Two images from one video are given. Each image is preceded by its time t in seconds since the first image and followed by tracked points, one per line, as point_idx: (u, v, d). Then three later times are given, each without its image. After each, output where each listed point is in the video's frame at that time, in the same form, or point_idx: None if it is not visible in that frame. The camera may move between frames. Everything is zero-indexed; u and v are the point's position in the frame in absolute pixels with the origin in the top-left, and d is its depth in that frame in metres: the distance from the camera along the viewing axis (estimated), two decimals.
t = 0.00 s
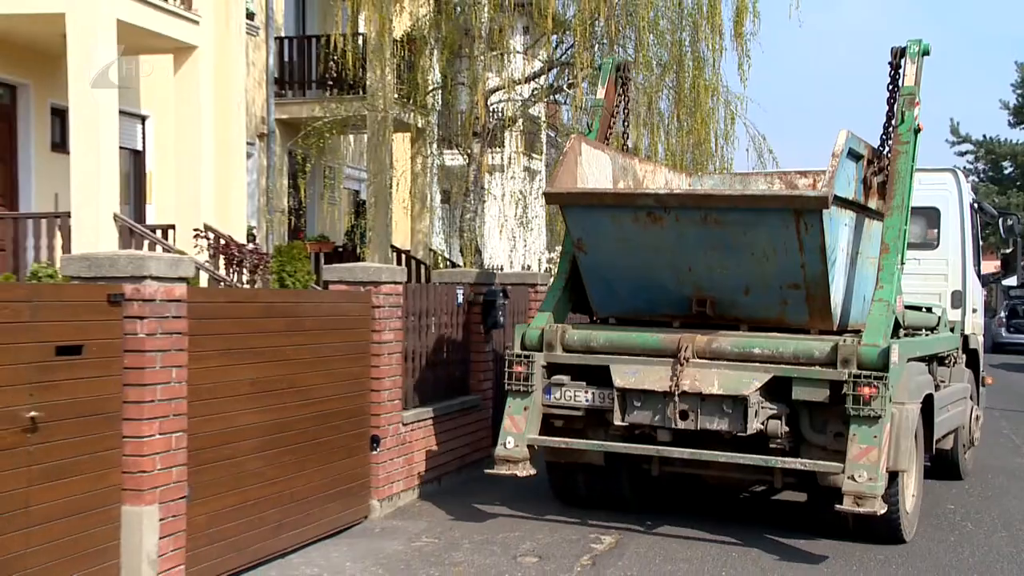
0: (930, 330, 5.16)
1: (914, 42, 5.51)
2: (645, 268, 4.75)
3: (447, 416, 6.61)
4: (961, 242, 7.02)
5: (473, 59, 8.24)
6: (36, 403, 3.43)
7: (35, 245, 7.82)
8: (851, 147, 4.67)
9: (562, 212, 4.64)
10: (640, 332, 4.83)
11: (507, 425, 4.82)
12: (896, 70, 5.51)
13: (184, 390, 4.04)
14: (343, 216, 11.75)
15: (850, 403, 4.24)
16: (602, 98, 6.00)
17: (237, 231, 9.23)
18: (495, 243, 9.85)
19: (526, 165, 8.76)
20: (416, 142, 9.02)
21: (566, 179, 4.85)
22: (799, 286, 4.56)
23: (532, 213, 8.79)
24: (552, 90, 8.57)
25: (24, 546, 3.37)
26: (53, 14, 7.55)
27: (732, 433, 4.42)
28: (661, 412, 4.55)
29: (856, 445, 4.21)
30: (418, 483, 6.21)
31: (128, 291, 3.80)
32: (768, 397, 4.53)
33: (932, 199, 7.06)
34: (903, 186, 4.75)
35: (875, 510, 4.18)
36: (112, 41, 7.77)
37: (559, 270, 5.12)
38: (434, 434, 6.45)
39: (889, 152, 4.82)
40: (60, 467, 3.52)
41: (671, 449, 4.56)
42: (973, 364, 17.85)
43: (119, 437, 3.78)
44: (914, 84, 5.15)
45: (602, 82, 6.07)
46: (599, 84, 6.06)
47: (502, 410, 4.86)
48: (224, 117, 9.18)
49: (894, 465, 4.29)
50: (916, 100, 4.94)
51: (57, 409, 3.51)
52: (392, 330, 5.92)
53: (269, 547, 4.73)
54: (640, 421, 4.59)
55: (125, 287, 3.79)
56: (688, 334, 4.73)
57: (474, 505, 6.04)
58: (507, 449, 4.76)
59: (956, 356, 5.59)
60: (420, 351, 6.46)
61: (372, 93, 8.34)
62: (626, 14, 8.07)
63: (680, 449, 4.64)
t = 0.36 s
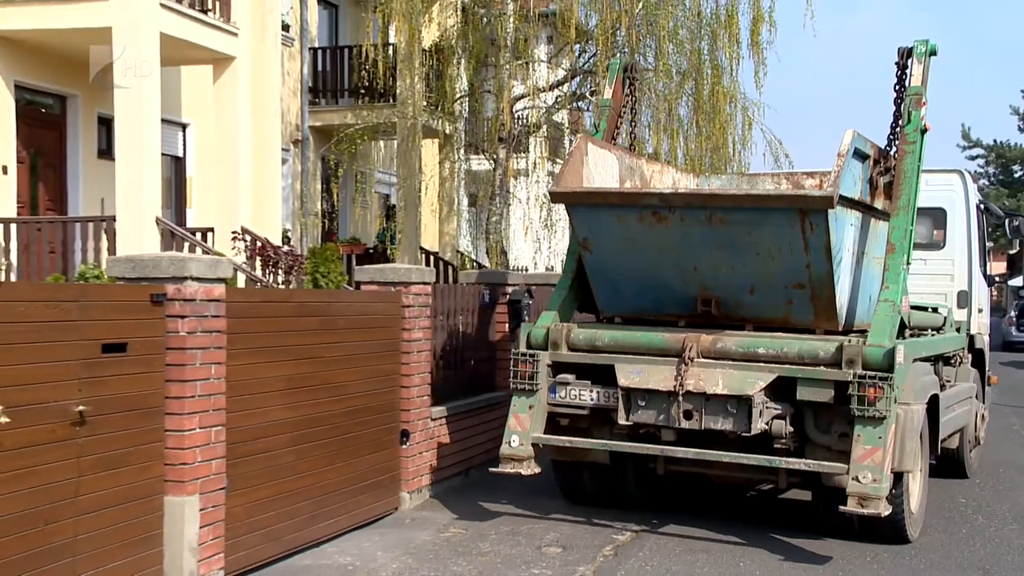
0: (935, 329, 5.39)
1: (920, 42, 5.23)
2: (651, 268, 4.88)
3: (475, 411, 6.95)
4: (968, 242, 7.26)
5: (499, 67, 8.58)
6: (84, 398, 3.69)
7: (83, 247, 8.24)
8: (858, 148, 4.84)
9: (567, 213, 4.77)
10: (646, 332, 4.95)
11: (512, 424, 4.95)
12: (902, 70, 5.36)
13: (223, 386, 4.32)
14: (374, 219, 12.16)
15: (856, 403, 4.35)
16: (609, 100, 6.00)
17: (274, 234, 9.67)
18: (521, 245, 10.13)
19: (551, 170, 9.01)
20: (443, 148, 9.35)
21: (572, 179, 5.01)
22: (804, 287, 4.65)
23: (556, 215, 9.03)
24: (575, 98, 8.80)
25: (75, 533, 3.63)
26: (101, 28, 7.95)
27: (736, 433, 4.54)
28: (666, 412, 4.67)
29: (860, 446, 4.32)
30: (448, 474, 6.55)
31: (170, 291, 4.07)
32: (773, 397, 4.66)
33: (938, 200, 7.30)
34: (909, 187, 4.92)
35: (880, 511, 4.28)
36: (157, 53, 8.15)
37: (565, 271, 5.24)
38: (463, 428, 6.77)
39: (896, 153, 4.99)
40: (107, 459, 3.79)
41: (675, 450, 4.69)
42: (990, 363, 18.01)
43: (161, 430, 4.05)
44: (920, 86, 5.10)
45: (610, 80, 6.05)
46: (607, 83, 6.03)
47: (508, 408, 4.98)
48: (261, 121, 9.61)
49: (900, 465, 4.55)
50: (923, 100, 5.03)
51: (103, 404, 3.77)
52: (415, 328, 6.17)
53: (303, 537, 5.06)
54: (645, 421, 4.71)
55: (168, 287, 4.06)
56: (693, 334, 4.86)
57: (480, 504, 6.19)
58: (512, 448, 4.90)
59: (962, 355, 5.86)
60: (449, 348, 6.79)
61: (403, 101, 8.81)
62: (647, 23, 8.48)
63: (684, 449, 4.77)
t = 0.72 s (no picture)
0: (939, 328, 5.59)
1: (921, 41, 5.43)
2: (653, 267, 5.01)
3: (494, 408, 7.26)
4: (973, 242, 7.44)
5: (521, 74, 8.82)
6: (121, 394, 3.92)
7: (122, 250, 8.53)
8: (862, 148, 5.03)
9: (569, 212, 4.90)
10: (648, 331, 5.07)
11: (513, 424, 5.06)
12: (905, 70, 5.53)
13: (254, 383, 4.62)
14: (399, 221, 12.49)
15: (858, 403, 4.46)
16: (611, 100, 6.26)
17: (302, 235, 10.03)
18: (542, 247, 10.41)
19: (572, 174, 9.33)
20: (467, 152, 9.63)
21: (572, 179, 5.14)
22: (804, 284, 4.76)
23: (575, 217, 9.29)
24: (593, 103, 9.07)
25: (116, 523, 3.88)
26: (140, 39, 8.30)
27: (738, 433, 4.63)
28: (667, 412, 4.78)
29: (862, 447, 4.44)
30: (468, 468, 6.88)
31: (204, 291, 4.35)
32: (774, 397, 4.78)
33: (943, 200, 7.48)
34: (912, 187, 5.10)
35: (882, 512, 4.39)
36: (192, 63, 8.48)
37: (569, 272, 5.38)
38: (482, 424, 7.08)
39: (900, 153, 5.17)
40: (144, 453, 4.04)
41: (676, 450, 4.80)
42: (1006, 361, 18.17)
43: (195, 425, 4.33)
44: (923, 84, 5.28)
45: (612, 81, 6.30)
46: (610, 82, 6.30)
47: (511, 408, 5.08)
48: (291, 130, 9.92)
49: (903, 465, 4.74)
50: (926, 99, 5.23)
51: (140, 401, 4.02)
52: (432, 326, 6.40)
53: (329, 529, 5.33)
54: (647, 421, 4.83)
55: (201, 287, 4.35)
56: (694, 334, 4.98)
57: (483, 504, 6.34)
58: (514, 448, 5.00)
59: (967, 355, 6.08)
60: (473, 346, 7.06)
61: (427, 106, 9.05)
62: (664, 31, 8.69)
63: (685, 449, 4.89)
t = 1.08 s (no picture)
0: (937, 328, 5.84)
1: (920, 43, 5.66)
2: (652, 267, 5.28)
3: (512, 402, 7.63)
4: (970, 243, 7.72)
5: (538, 82, 9.26)
6: (158, 389, 4.27)
7: (157, 251, 9.00)
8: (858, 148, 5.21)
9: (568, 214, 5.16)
10: (646, 332, 5.34)
11: (512, 421, 5.33)
12: (902, 70, 5.73)
13: (282, 378, 4.99)
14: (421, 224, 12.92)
15: (855, 404, 4.65)
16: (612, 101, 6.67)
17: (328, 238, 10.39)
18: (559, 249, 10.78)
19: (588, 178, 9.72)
20: (486, 158, 9.98)
21: (572, 179, 5.39)
22: (801, 283, 5.00)
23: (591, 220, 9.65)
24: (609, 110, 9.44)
25: (154, 510, 4.23)
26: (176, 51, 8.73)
27: (734, 431, 4.86)
28: (665, 410, 5.03)
29: (859, 446, 4.62)
30: (488, 460, 7.26)
31: (234, 291, 4.71)
32: (772, 397, 4.96)
33: (941, 203, 7.76)
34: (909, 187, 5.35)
35: (877, 511, 4.58)
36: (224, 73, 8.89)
37: (569, 272, 5.66)
38: (501, 418, 7.47)
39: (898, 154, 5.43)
40: (179, 446, 4.39)
41: (673, 449, 5.02)
42: (1015, 359, 18.40)
43: (227, 419, 4.70)
44: (921, 85, 5.50)
45: (612, 85, 6.73)
46: (610, 87, 6.72)
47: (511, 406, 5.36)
48: (317, 134, 10.42)
49: (899, 464, 4.87)
50: (923, 101, 5.48)
51: (176, 396, 4.38)
52: (446, 325, 6.72)
53: (355, 519, 5.69)
54: (644, 419, 5.07)
55: (232, 287, 4.70)
56: (692, 334, 5.22)
57: (484, 501, 6.56)
58: (513, 445, 5.28)
59: (963, 354, 6.28)
60: (492, 344, 7.44)
61: (447, 114, 9.40)
62: (676, 40, 9.13)
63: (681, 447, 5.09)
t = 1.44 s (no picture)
0: (936, 327, 6.05)
1: (919, 46, 5.78)
2: (652, 266, 5.46)
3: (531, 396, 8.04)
4: (967, 242, 8.00)
5: (556, 90, 9.84)
6: (193, 384, 4.61)
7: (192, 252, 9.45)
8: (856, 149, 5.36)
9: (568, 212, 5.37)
10: (646, 331, 5.47)
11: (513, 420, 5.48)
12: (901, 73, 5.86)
13: (311, 374, 5.37)
14: (444, 227, 13.36)
15: (853, 403, 4.76)
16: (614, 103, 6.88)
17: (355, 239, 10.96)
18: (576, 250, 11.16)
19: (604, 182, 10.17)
20: (507, 163, 10.26)
21: (573, 179, 5.55)
22: (800, 282, 5.15)
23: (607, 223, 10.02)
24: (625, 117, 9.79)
25: (190, 499, 4.57)
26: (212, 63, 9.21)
27: (733, 430, 4.95)
28: (664, 409, 5.12)
29: (856, 445, 4.75)
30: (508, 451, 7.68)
31: (266, 291, 5.11)
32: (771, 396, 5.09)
33: (939, 203, 8.08)
34: (906, 188, 5.41)
35: (875, 510, 4.68)
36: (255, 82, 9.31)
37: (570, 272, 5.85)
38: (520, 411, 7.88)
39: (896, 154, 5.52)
40: (212, 439, 4.73)
41: (673, 447, 5.17)
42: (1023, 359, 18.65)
43: (259, 413, 5.07)
44: (919, 86, 5.63)
45: (617, 85, 6.92)
46: (614, 88, 6.92)
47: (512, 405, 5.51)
48: (345, 139, 10.96)
49: (897, 462, 4.98)
50: (921, 100, 5.57)
51: (210, 390, 4.72)
52: (458, 322, 6.99)
53: (384, 508, 6.09)
54: (644, 417, 5.16)
55: (264, 287, 5.10)
56: (692, 333, 5.34)
57: (487, 497, 6.78)
58: (515, 444, 5.42)
59: (961, 353, 6.52)
60: (512, 341, 7.85)
61: (469, 121, 9.85)
62: (688, 50, 9.54)
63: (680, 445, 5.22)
